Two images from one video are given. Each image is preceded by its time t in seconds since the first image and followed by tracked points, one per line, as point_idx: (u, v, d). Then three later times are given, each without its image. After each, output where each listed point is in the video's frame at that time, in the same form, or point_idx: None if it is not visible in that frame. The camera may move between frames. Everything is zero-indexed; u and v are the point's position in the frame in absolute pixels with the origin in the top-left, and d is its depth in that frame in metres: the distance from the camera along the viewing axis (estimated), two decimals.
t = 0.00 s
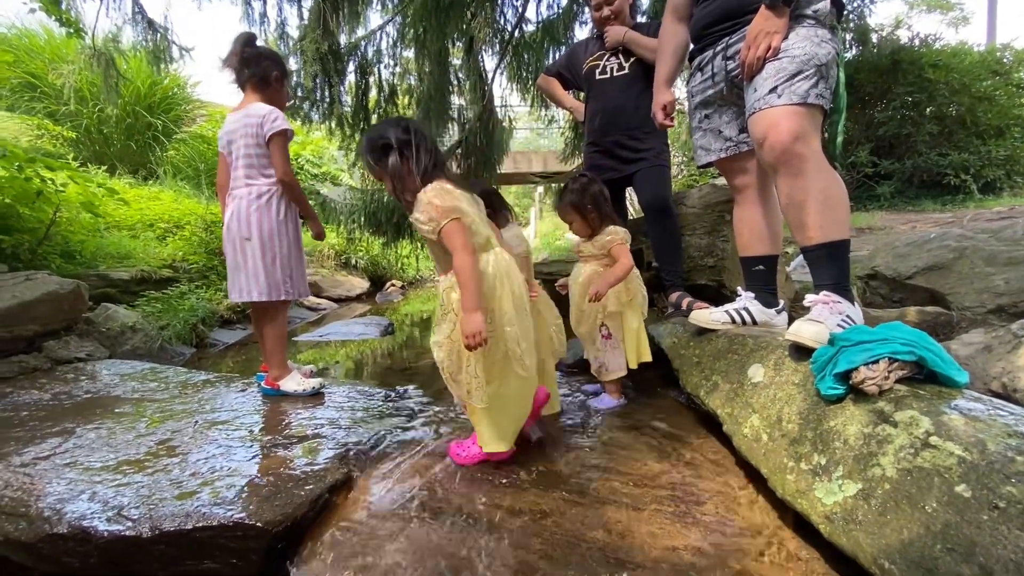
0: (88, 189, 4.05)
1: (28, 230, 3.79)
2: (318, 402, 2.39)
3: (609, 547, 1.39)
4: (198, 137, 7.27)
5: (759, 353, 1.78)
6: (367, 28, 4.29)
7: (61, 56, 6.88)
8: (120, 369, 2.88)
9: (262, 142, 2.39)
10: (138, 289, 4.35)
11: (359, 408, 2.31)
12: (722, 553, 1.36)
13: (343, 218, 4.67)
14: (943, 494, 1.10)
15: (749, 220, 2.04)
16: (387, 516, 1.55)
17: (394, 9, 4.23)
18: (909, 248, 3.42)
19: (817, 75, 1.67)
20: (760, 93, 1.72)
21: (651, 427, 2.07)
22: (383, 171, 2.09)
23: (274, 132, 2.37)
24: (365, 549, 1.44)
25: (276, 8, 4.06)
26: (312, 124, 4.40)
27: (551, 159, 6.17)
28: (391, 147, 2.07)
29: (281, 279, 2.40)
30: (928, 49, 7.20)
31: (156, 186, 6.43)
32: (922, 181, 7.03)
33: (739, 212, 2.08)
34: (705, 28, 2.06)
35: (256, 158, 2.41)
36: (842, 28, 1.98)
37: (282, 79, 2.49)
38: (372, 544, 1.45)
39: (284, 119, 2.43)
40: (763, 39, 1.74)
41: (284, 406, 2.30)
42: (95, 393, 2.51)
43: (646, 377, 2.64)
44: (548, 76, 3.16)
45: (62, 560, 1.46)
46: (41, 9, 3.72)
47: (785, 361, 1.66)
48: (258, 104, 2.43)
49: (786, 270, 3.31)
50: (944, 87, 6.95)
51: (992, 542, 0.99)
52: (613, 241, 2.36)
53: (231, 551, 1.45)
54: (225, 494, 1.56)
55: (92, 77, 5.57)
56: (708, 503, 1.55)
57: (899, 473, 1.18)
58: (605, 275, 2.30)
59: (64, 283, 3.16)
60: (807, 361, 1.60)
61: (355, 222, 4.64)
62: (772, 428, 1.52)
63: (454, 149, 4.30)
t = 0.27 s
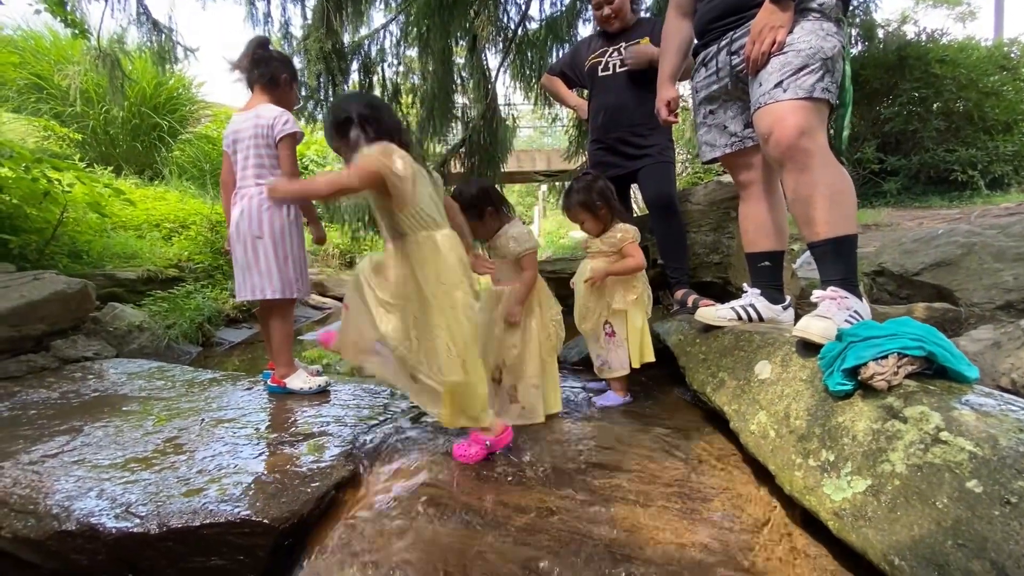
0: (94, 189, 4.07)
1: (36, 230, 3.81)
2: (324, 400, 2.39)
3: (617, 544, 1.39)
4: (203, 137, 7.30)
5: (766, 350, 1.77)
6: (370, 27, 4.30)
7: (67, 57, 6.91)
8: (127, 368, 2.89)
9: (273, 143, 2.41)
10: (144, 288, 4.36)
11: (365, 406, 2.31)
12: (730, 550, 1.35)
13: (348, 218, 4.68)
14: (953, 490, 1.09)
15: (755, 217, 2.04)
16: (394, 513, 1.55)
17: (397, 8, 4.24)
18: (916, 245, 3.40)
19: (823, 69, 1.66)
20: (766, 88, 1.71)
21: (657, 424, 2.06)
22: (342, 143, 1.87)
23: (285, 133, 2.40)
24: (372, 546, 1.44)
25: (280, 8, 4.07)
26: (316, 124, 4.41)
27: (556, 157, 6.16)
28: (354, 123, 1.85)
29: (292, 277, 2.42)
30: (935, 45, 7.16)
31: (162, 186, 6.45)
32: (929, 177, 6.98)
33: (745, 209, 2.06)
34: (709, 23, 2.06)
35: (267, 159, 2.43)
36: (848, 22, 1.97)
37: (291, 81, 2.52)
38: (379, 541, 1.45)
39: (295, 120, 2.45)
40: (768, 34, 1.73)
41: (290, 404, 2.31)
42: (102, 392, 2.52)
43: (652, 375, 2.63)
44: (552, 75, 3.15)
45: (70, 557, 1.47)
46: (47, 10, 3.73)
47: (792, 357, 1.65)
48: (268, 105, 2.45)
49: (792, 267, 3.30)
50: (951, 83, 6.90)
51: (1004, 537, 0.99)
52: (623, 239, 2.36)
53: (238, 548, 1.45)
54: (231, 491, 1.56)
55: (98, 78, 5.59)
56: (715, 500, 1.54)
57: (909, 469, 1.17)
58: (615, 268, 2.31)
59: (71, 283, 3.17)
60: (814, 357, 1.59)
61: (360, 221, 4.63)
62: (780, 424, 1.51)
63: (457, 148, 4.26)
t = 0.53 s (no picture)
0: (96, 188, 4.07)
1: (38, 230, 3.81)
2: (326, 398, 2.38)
3: (622, 543, 1.37)
4: (205, 137, 7.29)
5: (771, 346, 1.76)
6: (371, 25, 4.28)
7: (69, 57, 6.91)
8: (129, 367, 2.89)
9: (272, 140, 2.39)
10: (147, 288, 4.36)
11: (367, 405, 2.30)
12: (736, 549, 1.33)
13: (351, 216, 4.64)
14: (965, 488, 1.08)
15: (760, 212, 2.01)
16: (397, 512, 1.54)
17: (399, 5, 4.23)
18: (922, 240, 3.38)
19: (828, 62, 1.64)
20: (770, 82, 1.69)
21: (661, 423, 2.04)
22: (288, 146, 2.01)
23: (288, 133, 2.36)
24: (375, 545, 1.43)
25: (281, 6, 4.06)
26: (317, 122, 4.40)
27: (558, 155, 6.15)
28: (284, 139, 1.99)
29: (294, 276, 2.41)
30: (939, 40, 7.11)
31: (164, 186, 6.45)
32: (933, 173, 6.95)
33: (749, 204, 2.04)
34: (712, 16, 2.04)
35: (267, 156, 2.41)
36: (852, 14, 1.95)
37: (294, 81, 2.48)
38: (382, 540, 1.44)
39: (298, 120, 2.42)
40: (772, 27, 1.71)
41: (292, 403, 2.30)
42: (104, 391, 2.52)
43: (656, 372, 2.62)
44: (553, 72, 3.13)
45: (72, 557, 1.46)
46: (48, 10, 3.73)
47: (798, 354, 1.63)
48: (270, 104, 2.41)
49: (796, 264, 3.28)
50: (956, 78, 6.86)
51: (1018, 536, 0.97)
52: (625, 235, 2.34)
53: (240, 548, 1.44)
54: (233, 490, 1.55)
55: (100, 77, 5.59)
56: (721, 499, 1.53)
57: (919, 467, 1.16)
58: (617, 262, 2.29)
59: (73, 282, 3.17)
60: (820, 354, 1.58)
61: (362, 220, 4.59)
62: (786, 422, 1.50)
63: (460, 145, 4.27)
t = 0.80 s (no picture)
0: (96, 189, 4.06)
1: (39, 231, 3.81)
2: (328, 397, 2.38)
3: (626, 542, 1.36)
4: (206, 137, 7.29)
5: (775, 344, 1.75)
6: (371, 24, 4.27)
7: (69, 58, 6.90)
8: (131, 367, 2.89)
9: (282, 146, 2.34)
10: (148, 288, 4.36)
11: (369, 403, 2.29)
12: (741, 548, 1.32)
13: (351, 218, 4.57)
14: (972, 484, 1.07)
15: (762, 210, 2.01)
16: (400, 511, 1.53)
17: (398, 5, 4.22)
18: (924, 237, 3.36)
19: (830, 57, 1.63)
20: (772, 78, 1.68)
21: (664, 421, 2.03)
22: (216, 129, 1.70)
23: (296, 136, 2.35)
24: (379, 545, 1.42)
25: (280, 6, 4.05)
26: (318, 122, 4.39)
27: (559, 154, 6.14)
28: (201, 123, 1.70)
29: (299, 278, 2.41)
30: (940, 37, 7.10)
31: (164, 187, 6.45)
32: (934, 170, 6.93)
33: (751, 202, 2.04)
34: (714, 13, 2.03)
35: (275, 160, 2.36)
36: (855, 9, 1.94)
37: (299, 80, 2.48)
38: (385, 540, 1.43)
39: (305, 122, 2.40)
40: (773, 22, 1.70)
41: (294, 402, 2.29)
42: (106, 391, 2.51)
43: (658, 370, 2.61)
44: (553, 68, 3.12)
45: (74, 557, 1.46)
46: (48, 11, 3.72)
47: (802, 351, 1.62)
48: (278, 106, 2.40)
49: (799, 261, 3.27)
50: (957, 75, 6.84)
51: None
52: (622, 232, 2.33)
53: (243, 548, 1.43)
54: (235, 489, 1.55)
55: (99, 78, 5.59)
56: (725, 497, 1.52)
57: (926, 464, 1.15)
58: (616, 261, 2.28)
59: (74, 283, 3.16)
60: (825, 351, 1.57)
61: (362, 219, 4.57)
62: (790, 419, 1.49)
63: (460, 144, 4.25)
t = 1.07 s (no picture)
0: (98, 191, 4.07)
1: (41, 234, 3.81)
2: (328, 399, 2.37)
3: (629, 543, 1.36)
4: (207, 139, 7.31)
5: (778, 344, 1.74)
6: (372, 26, 4.28)
7: (71, 61, 6.92)
8: (133, 370, 2.89)
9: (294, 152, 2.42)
10: (150, 290, 4.37)
11: (371, 405, 2.29)
12: (746, 550, 1.32)
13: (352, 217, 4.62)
14: (978, 486, 1.06)
15: (765, 210, 2.00)
16: (403, 513, 1.53)
17: (399, 6, 4.22)
18: (927, 237, 3.35)
19: (833, 57, 1.63)
20: (774, 78, 1.68)
21: (667, 422, 2.03)
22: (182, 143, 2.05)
23: (306, 142, 2.43)
24: (381, 547, 1.42)
25: (281, 8, 4.06)
26: (319, 123, 4.40)
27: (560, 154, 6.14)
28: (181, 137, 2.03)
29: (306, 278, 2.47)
30: (941, 35, 7.09)
31: (166, 189, 6.45)
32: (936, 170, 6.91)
33: (753, 202, 2.03)
34: (716, 13, 2.02)
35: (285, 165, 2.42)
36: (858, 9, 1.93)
37: (303, 83, 2.48)
38: (387, 542, 1.43)
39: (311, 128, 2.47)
40: (776, 23, 1.70)
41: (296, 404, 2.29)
42: (108, 394, 2.51)
43: (661, 371, 2.60)
44: (554, 67, 3.12)
45: (76, 560, 1.45)
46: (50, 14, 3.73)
47: (805, 352, 1.62)
48: (284, 111, 2.44)
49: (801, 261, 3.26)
50: (959, 73, 6.83)
51: None
52: (623, 232, 2.32)
53: (245, 550, 1.43)
54: (237, 492, 1.54)
55: (101, 81, 5.59)
56: (729, 498, 1.51)
57: (931, 465, 1.14)
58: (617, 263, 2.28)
59: (77, 285, 3.17)
60: (828, 352, 1.56)
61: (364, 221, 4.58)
62: (794, 420, 1.48)
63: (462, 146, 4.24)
